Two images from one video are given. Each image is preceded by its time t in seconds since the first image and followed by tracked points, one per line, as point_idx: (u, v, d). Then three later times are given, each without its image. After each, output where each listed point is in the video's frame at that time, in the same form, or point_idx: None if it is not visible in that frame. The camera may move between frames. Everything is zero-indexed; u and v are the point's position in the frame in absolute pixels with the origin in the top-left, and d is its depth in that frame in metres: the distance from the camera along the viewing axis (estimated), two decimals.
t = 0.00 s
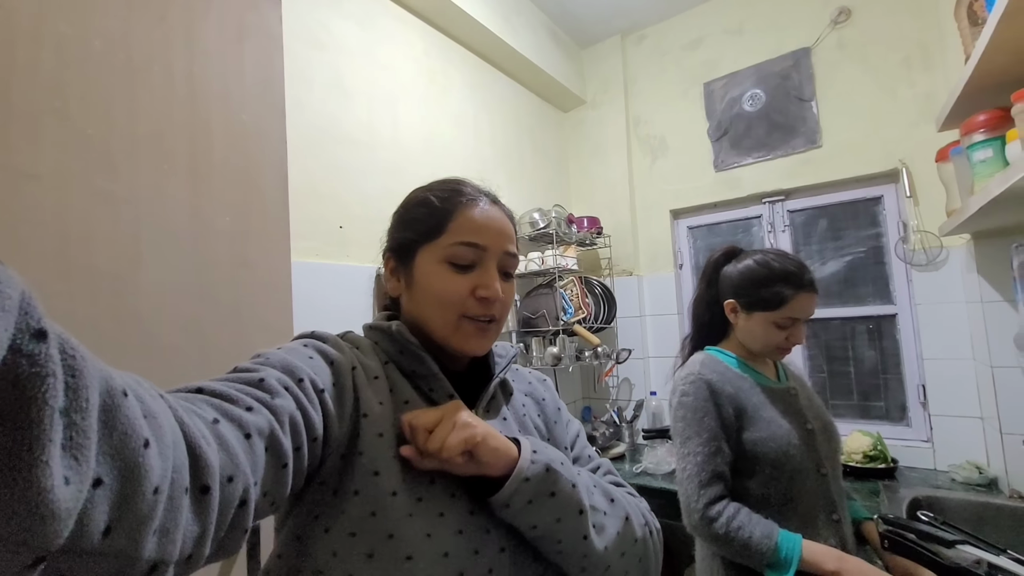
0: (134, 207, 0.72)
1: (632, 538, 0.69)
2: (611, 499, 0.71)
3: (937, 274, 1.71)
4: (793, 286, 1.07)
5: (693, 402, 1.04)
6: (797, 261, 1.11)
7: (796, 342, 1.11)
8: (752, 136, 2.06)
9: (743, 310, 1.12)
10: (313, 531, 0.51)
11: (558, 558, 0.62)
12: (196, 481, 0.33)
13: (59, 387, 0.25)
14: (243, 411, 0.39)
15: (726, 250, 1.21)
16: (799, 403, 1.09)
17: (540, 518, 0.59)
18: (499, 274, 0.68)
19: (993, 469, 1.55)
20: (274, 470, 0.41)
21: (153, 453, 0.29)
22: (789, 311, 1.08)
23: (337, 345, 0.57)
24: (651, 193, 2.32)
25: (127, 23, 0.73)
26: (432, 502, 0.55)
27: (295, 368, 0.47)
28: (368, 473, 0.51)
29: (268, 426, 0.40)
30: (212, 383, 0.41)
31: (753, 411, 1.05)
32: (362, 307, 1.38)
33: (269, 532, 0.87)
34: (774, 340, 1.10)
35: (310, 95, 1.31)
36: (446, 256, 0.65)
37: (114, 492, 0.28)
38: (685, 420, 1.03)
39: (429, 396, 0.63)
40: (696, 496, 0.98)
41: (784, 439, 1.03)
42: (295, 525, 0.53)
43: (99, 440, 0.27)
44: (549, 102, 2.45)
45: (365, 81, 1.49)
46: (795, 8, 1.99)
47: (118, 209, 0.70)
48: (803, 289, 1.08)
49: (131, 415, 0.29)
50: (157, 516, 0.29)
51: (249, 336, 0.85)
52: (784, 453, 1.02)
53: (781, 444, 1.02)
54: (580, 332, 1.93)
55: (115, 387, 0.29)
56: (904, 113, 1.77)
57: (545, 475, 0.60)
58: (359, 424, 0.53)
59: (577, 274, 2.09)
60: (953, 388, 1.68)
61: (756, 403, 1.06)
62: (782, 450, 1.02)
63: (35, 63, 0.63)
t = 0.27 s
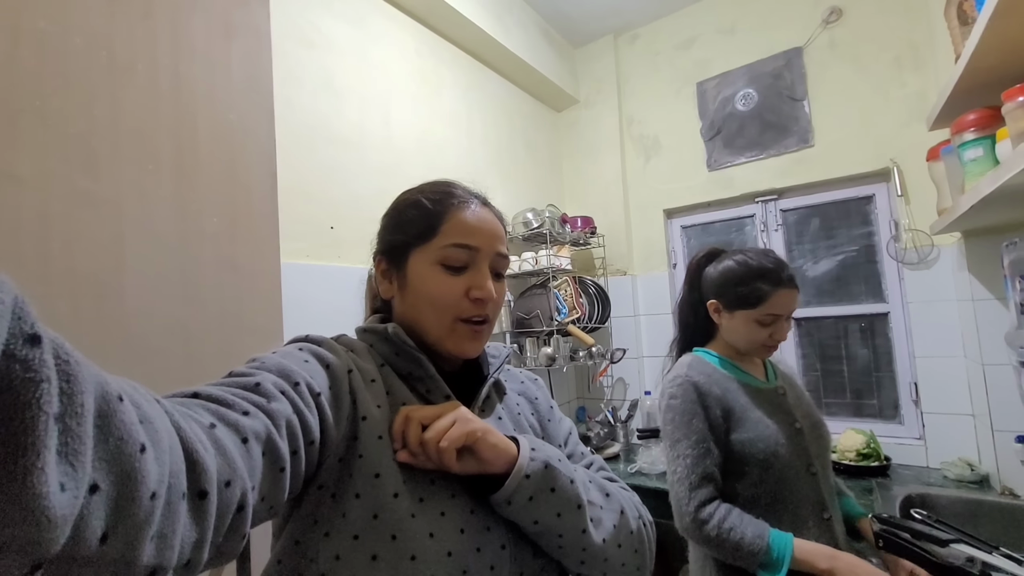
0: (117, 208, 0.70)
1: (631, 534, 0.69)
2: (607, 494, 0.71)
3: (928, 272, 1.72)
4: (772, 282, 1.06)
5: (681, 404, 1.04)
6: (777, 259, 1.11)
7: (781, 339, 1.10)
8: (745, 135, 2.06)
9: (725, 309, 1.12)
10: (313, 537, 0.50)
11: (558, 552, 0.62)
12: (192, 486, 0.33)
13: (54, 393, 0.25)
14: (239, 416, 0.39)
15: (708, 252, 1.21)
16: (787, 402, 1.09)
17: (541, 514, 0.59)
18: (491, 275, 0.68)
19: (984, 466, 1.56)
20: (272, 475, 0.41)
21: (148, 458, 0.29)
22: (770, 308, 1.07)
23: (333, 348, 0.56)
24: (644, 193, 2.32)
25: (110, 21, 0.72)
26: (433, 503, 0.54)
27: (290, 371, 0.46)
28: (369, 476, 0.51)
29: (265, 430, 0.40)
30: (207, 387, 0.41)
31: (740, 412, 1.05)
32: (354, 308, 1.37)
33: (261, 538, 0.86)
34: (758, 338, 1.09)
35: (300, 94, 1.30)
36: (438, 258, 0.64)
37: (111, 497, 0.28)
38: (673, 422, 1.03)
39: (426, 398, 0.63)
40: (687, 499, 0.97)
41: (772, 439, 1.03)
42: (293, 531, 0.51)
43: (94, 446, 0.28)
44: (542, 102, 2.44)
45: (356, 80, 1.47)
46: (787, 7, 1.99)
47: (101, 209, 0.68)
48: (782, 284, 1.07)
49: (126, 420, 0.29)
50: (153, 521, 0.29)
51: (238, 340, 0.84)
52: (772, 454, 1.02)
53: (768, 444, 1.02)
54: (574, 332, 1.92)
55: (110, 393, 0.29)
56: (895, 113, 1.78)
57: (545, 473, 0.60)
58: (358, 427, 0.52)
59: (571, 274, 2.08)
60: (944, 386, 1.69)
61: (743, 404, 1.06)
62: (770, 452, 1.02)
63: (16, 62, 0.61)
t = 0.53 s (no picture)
0: (108, 211, 0.69)
1: (623, 531, 0.70)
2: (599, 494, 0.71)
3: (920, 268, 1.74)
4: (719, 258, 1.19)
5: (682, 405, 1.04)
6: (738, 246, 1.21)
7: (750, 305, 1.13)
8: (738, 134, 2.07)
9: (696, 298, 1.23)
10: (308, 539, 0.49)
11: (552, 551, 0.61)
12: (189, 487, 0.33)
13: (51, 390, 0.25)
14: (236, 416, 0.39)
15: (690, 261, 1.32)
16: (786, 401, 1.09)
17: (536, 512, 0.59)
18: (486, 278, 0.68)
19: (977, 460, 1.58)
20: (268, 476, 0.40)
21: (145, 457, 0.29)
22: (723, 279, 1.16)
23: (329, 349, 0.56)
24: (638, 192, 2.33)
25: (99, 22, 0.71)
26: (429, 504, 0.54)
27: (286, 372, 0.46)
28: (366, 477, 0.51)
29: (262, 430, 0.40)
30: (203, 388, 0.40)
31: (741, 413, 1.05)
32: (348, 310, 1.37)
33: (256, 542, 0.86)
34: (726, 310, 1.14)
35: (293, 96, 1.29)
36: (434, 261, 0.64)
37: (108, 496, 0.28)
38: (677, 424, 1.03)
39: (422, 400, 0.63)
40: (694, 501, 0.97)
41: (772, 438, 1.03)
42: (288, 534, 0.50)
43: (91, 444, 0.28)
44: (536, 102, 2.45)
45: (349, 81, 1.47)
46: (778, 6, 2.01)
47: (93, 212, 0.68)
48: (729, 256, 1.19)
49: (123, 418, 0.29)
50: (149, 520, 0.29)
51: (231, 343, 0.84)
52: (772, 454, 1.02)
53: (768, 444, 1.02)
54: (570, 332, 1.92)
55: (107, 391, 0.29)
56: (886, 110, 1.79)
57: (540, 472, 0.60)
58: (355, 429, 0.52)
59: (567, 274, 2.08)
60: (937, 381, 1.70)
61: (743, 404, 1.06)
62: (770, 452, 1.02)
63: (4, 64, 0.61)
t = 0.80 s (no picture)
0: (104, 214, 0.69)
1: (617, 527, 0.71)
2: (594, 491, 0.72)
3: (909, 264, 1.76)
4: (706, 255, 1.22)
5: (681, 401, 1.05)
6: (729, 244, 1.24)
7: (734, 298, 1.14)
8: (729, 133, 2.10)
9: (689, 295, 1.26)
10: (310, 539, 0.50)
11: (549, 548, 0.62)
12: (191, 484, 0.33)
13: (55, 387, 0.26)
14: (237, 415, 0.39)
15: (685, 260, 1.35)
16: (783, 398, 1.10)
17: (536, 509, 0.60)
18: (486, 278, 0.69)
19: (967, 453, 1.60)
20: (269, 474, 0.41)
21: (148, 454, 0.30)
22: (710, 275, 1.19)
23: (330, 350, 0.56)
24: (631, 191, 2.34)
25: (93, 26, 0.71)
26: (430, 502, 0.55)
27: (287, 371, 0.46)
28: (370, 475, 0.51)
29: (263, 429, 0.40)
30: (205, 386, 0.41)
31: (738, 409, 1.06)
32: (344, 312, 1.37)
33: (256, 544, 0.86)
34: (712, 304, 1.17)
35: (287, 98, 1.29)
36: (434, 261, 0.65)
37: (110, 493, 0.28)
38: (675, 419, 1.04)
39: (421, 399, 0.63)
40: (695, 495, 0.98)
41: (769, 435, 1.04)
42: (290, 534, 0.51)
43: (95, 442, 0.28)
44: (529, 103, 2.46)
45: (342, 84, 1.47)
46: (768, 7, 2.03)
47: (89, 215, 0.68)
48: (715, 251, 1.22)
49: (126, 417, 0.29)
50: (152, 517, 0.29)
51: (228, 346, 0.84)
52: (769, 450, 1.03)
53: (765, 441, 1.03)
54: (565, 331, 1.93)
55: (111, 389, 0.30)
56: (874, 109, 1.82)
57: (540, 470, 0.61)
58: (357, 428, 0.52)
59: (561, 274, 2.09)
60: (927, 376, 1.73)
61: (740, 401, 1.07)
62: (767, 448, 1.03)
63: None
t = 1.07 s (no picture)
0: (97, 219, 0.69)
1: (614, 523, 0.72)
2: (590, 488, 0.73)
3: (898, 263, 1.78)
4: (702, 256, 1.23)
5: (675, 398, 1.06)
6: (727, 245, 1.24)
7: (727, 303, 1.15)
8: (721, 134, 2.11)
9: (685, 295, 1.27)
10: (312, 542, 0.50)
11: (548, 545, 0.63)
12: (188, 489, 0.34)
13: (51, 393, 0.26)
14: (234, 419, 0.39)
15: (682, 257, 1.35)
16: (775, 396, 1.12)
17: (535, 508, 0.60)
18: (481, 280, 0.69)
19: (955, 448, 1.63)
20: (266, 477, 0.41)
21: (144, 459, 0.30)
22: (705, 277, 1.20)
23: (328, 352, 0.56)
24: (624, 192, 2.35)
25: (83, 30, 0.71)
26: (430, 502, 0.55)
27: (283, 375, 0.47)
28: (372, 477, 0.52)
29: (259, 433, 0.40)
30: (201, 390, 0.41)
31: (731, 407, 1.07)
32: (338, 314, 1.37)
33: (252, 547, 0.86)
34: (706, 306, 1.18)
35: (279, 100, 1.29)
36: (429, 264, 0.65)
37: (107, 498, 0.28)
38: (669, 417, 1.05)
39: (418, 400, 0.64)
40: (691, 491, 0.99)
41: (761, 433, 1.05)
42: (290, 537, 0.51)
43: (91, 448, 0.28)
44: (522, 103, 2.46)
45: (335, 85, 1.47)
46: (758, 9, 2.05)
47: (81, 221, 0.67)
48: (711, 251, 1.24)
49: (123, 422, 0.29)
50: (149, 523, 0.30)
51: (222, 349, 0.84)
52: (762, 447, 1.05)
53: (758, 439, 1.05)
54: (559, 331, 1.94)
55: (106, 394, 0.30)
56: (863, 110, 1.84)
57: (538, 469, 0.61)
58: (356, 430, 0.53)
59: (555, 274, 2.10)
60: (916, 373, 1.75)
61: (733, 399, 1.08)
62: (759, 445, 1.05)
63: None
